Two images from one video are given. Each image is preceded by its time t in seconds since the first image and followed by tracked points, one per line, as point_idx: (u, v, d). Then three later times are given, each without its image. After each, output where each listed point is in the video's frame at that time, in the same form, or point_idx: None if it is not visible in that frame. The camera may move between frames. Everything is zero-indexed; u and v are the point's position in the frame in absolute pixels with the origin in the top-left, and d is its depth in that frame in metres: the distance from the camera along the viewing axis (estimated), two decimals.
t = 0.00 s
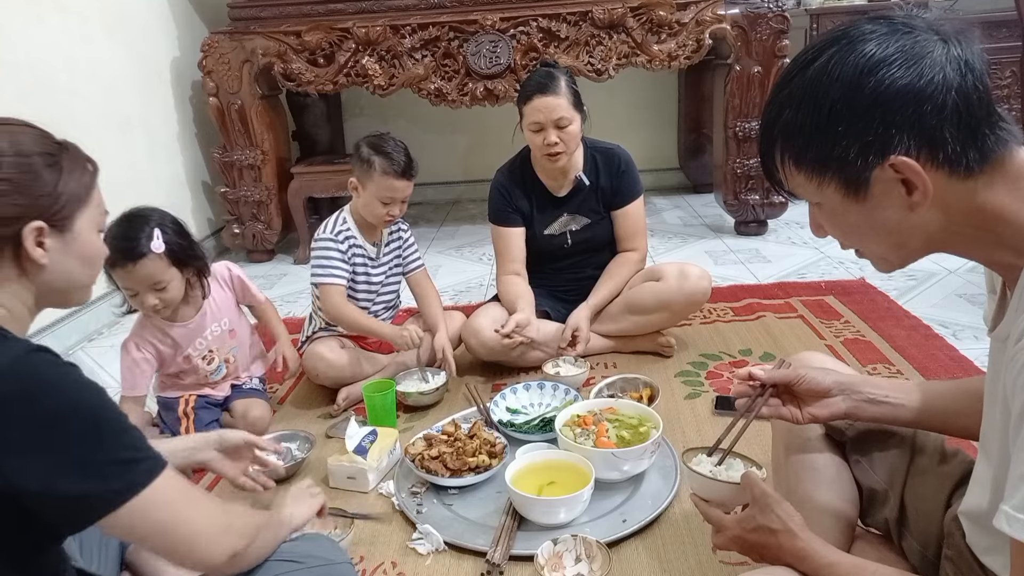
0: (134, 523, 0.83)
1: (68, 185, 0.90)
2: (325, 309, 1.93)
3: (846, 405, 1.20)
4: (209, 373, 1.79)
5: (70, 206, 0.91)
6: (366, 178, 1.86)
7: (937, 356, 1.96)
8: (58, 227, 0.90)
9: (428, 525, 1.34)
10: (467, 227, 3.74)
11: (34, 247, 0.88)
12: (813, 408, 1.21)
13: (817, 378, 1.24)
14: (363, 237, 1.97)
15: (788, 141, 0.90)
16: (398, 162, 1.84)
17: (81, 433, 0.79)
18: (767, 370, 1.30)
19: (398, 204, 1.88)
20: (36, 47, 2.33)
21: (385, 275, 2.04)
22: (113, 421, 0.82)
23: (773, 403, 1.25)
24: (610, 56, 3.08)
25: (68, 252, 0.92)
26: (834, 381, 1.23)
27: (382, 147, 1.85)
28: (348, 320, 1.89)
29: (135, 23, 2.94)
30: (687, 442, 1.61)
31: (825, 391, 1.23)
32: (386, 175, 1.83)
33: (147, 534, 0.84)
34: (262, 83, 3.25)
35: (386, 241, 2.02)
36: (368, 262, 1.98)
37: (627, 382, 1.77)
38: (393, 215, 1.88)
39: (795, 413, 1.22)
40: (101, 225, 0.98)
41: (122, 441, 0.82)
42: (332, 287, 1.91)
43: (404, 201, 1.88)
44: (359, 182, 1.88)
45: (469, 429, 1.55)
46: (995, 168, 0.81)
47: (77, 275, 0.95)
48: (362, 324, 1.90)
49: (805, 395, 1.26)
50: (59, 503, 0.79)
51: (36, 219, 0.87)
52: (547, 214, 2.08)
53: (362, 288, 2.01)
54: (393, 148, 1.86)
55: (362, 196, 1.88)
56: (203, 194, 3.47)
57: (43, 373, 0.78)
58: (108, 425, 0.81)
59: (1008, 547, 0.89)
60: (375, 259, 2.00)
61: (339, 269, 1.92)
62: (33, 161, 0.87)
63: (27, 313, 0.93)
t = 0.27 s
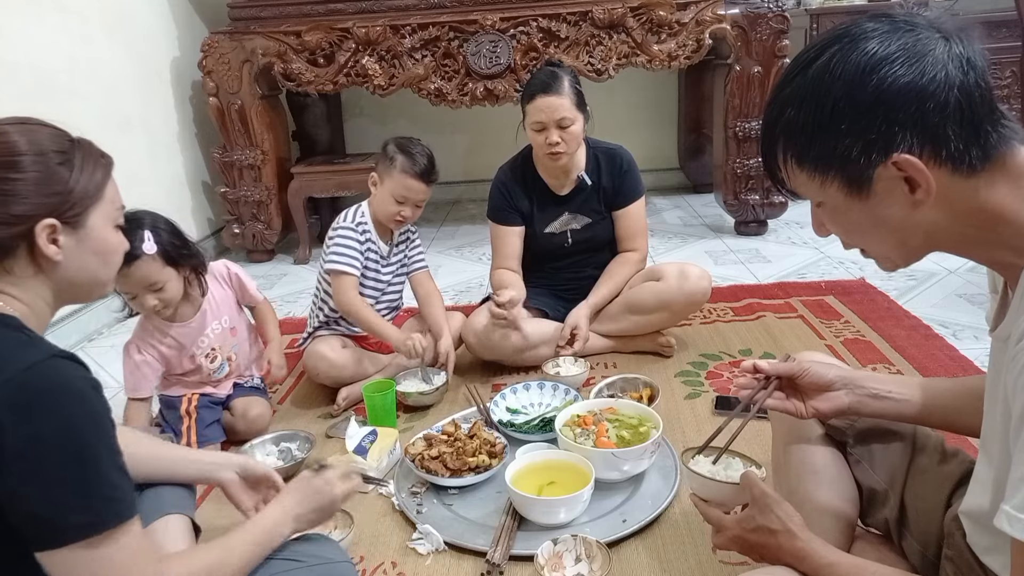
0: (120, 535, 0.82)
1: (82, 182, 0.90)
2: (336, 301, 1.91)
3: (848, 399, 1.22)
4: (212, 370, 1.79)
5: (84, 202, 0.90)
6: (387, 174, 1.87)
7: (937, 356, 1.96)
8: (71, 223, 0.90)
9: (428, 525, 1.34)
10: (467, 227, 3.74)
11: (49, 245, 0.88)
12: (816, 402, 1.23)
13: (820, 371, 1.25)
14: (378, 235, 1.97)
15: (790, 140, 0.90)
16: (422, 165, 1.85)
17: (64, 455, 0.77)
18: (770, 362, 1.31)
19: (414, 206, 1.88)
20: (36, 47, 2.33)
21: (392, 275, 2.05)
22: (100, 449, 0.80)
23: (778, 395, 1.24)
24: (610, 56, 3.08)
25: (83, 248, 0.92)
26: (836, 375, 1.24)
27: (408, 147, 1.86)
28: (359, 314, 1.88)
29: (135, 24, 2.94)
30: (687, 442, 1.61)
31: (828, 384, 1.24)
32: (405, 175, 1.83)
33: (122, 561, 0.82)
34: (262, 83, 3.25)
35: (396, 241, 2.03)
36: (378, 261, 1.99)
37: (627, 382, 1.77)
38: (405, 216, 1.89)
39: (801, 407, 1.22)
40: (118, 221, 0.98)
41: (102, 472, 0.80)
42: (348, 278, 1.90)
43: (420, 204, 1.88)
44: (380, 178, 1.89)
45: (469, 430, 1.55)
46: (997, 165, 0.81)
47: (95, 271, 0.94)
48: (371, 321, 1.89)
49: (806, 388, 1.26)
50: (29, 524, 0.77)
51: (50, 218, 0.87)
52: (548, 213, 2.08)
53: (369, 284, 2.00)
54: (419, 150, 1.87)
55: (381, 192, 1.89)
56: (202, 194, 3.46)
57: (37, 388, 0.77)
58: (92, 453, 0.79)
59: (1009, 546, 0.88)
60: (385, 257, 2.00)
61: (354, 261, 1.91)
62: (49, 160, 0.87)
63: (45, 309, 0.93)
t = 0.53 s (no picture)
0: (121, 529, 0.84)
1: (93, 178, 0.92)
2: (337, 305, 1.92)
3: (848, 408, 1.19)
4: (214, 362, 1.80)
5: (96, 198, 0.92)
6: (396, 174, 1.87)
7: (937, 356, 1.96)
8: (84, 219, 0.91)
9: (428, 525, 1.34)
10: (467, 227, 3.74)
11: (64, 242, 0.90)
12: (815, 411, 1.20)
13: (820, 382, 1.22)
14: (384, 237, 1.97)
15: (792, 138, 0.90)
16: (432, 168, 1.85)
17: (70, 452, 0.79)
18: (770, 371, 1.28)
19: (421, 208, 1.88)
20: (37, 47, 2.33)
21: (397, 276, 2.04)
22: (109, 449, 0.82)
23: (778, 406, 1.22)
24: (610, 56, 3.08)
25: (98, 243, 0.93)
26: (837, 386, 1.21)
27: (419, 149, 1.86)
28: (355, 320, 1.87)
29: (135, 23, 2.94)
30: (687, 442, 1.61)
31: (828, 395, 1.21)
32: (414, 175, 1.83)
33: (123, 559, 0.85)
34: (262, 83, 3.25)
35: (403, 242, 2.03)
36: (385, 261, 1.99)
37: (627, 382, 1.76)
38: (411, 218, 1.88)
39: (800, 417, 1.19)
40: (133, 215, 0.99)
41: (107, 474, 0.82)
42: (350, 283, 1.91)
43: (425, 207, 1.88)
44: (389, 178, 1.89)
45: (469, 429, 1.55)
46: (999, 164, 0.81)
47: (112, 265, 0.96)
48: (365, 329, 1.88)
49: (806, 398, 1.23)
50: (30, 511, 0.79)
51: (63, 214, 0.89)
52: (548, 212, 2.08)
53: (375, 285, 2.00)
54: (431, 153, 1.86)
55: (388, 193, 1.89)
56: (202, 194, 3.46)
57: (50, 383, 0.79)
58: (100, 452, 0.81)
59: (1008, 546, 0.89)
60: (392, 258, 2.00)
61: (357, 265, 1.91)
62: (61, 157, 0.89)
63: (65, 304, 0.95)
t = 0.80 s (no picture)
0: (142, 514, 0.85)
1: (111, 176, 0.95)
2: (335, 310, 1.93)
3: (848, 413, 1.17)
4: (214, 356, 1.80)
5: (114, 195, 0.95)
6: (385, 175, 1.85)
7: (939, 356, 1.94)
8: (103, 216, 0.95)
9: (427, 527, 1.32)
10: (467, 227, 3.73)
11: (84, 238, 0.93)
12: (816, 416, 1.19)
13: (819, 386, 1.21)
14: (377, 237, 1.96)
15: (795, 134, 0.89)
16: (421, 167, 1.83)
17: (102, 437, 0.82)
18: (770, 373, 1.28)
19: (411, 208, 1.86)
20: (34, 45, 2.32)
21: (392, 277, 2.03)
22: (139, 437, 0.85)
23: (776, 410, 1.23)
24: (610, 55, 3.07)
25: (118, 240, 0.97)
26: (836, 390, 1.20)
27: (408, 148, 1.84)
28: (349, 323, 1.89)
29: (133, 22, 2.93)
30: (688, 444, 1.60)
31: (828, 399, 1.20)
32: (403, 176, 1.82)
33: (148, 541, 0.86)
34: (260, 82, 3.23)
35: (397, 241, 2.01)
36: (380, 262, 1.98)
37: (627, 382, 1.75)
38: (403, 218, 1.87)
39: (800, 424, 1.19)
40: (149, 213, 1.02)
41: (140, 460, 0.84)
42: (347, 286, 1.91)
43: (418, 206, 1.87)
44: (379, 178, 1.88)
45: (469, 430, 1.54)
46: (1005, 164, 0.80)
47: (132, 262, 0.99)
48: (364, 334, 1.90)
49: (808, 402, 1.22)
50: (63, 492, 0.81)
51: (82, 211, 0.92)
52: (548, 211, 2.07)
53: (370, 287, 1.99)
54: (421, 152, 1.85)
55: (378, 193, 1.87)
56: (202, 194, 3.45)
57: (82, 368, 0.81)
58: (132, 439, 0.84)
59: (1011, 547, 0.87)
60: (386, 258, 1.99)
61: (351, 270, 1.91)
62: (78, 156, 0.93)
63: (90, 301, 0.98)
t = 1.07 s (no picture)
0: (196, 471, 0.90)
1: (133, 177, 0.99)
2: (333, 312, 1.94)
3: (846, 409, 1.18)
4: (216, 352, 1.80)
5: (136, 195, 0.99)
6: (369, 175, 1.85)
7: (940, 356, 1.94)
8: (127, 215, 0.98)
9: (428, 527, 1.32)
10: (467, 227, 3.72)
11: (110, 237, 0.97)
12: (815, 412, 1.19)
13: (817, 383, 1.21)
14: (369, 237, 1.95)
15: (801, 131, 0.89)
16: (404, 163, 1.82)
17: (169, 391, 0.87)
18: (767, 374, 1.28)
19: (399, 205, 1.86)
20: (34, 45, 2.32)
21: (388, 276, 2.03)
22: (199, 385, 0.90)
23: (774, 408, 1.23)
24: (610, 55, 3.07)
25: (141, 239, 1.00)
26: (833, 386, 1.20)
27: (390, 146, 1.84)
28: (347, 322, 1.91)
29: (133, 22, 2.93)
30: (688, 444, 1.59)
31: (826, 395, 1.20)
32: (387, 175, 1.82)
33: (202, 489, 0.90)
34: (260, 82, 3.23)
35: (392, 241, 2.00)
36: (374, 261, 1.97)
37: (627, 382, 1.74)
38: (393, 216, 1.87)
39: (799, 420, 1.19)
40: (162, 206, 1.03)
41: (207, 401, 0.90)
42: (343, 288, 1.92)
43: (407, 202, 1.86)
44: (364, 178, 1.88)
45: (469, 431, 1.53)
46: (1009, 163, 0.80)
47: (155, 261, 1.03)
48: (362, 334, 1.91)
49: (806, 399, 1.23)
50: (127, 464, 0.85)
51: (107, 210, 0.96)
52: (549, 212, 2.07)
53: (366, 288, 1.99)
54: (404, 149, 1.84)
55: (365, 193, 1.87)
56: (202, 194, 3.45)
57: (121, 347, 0.84)
58: (194, 387, 0.89)
59: (1012, 547, 0.87)
60: (380, 258, 1.98)
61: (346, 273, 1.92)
62: (103, 157, 0.96)
63: (115, 298, 1.02)
